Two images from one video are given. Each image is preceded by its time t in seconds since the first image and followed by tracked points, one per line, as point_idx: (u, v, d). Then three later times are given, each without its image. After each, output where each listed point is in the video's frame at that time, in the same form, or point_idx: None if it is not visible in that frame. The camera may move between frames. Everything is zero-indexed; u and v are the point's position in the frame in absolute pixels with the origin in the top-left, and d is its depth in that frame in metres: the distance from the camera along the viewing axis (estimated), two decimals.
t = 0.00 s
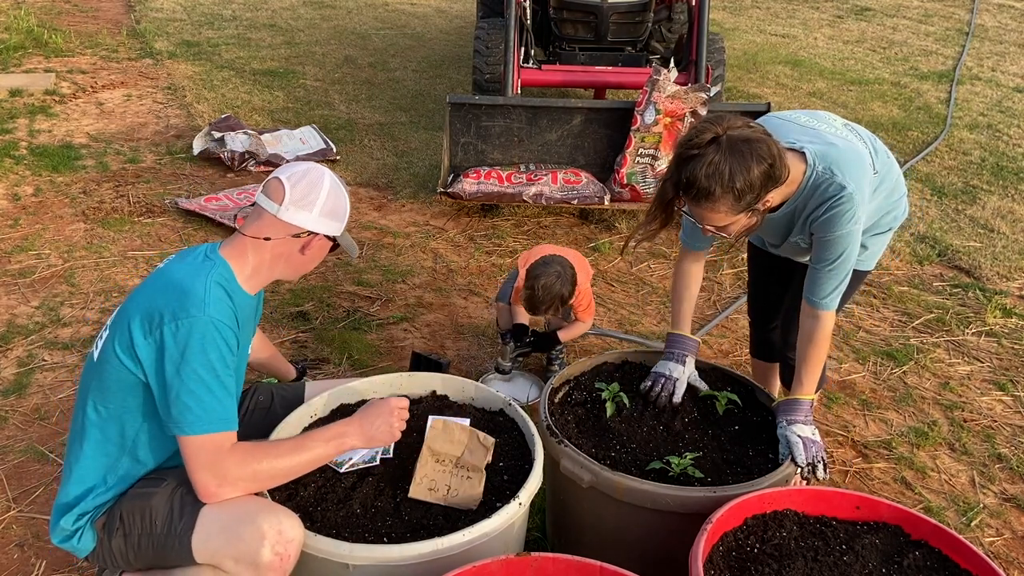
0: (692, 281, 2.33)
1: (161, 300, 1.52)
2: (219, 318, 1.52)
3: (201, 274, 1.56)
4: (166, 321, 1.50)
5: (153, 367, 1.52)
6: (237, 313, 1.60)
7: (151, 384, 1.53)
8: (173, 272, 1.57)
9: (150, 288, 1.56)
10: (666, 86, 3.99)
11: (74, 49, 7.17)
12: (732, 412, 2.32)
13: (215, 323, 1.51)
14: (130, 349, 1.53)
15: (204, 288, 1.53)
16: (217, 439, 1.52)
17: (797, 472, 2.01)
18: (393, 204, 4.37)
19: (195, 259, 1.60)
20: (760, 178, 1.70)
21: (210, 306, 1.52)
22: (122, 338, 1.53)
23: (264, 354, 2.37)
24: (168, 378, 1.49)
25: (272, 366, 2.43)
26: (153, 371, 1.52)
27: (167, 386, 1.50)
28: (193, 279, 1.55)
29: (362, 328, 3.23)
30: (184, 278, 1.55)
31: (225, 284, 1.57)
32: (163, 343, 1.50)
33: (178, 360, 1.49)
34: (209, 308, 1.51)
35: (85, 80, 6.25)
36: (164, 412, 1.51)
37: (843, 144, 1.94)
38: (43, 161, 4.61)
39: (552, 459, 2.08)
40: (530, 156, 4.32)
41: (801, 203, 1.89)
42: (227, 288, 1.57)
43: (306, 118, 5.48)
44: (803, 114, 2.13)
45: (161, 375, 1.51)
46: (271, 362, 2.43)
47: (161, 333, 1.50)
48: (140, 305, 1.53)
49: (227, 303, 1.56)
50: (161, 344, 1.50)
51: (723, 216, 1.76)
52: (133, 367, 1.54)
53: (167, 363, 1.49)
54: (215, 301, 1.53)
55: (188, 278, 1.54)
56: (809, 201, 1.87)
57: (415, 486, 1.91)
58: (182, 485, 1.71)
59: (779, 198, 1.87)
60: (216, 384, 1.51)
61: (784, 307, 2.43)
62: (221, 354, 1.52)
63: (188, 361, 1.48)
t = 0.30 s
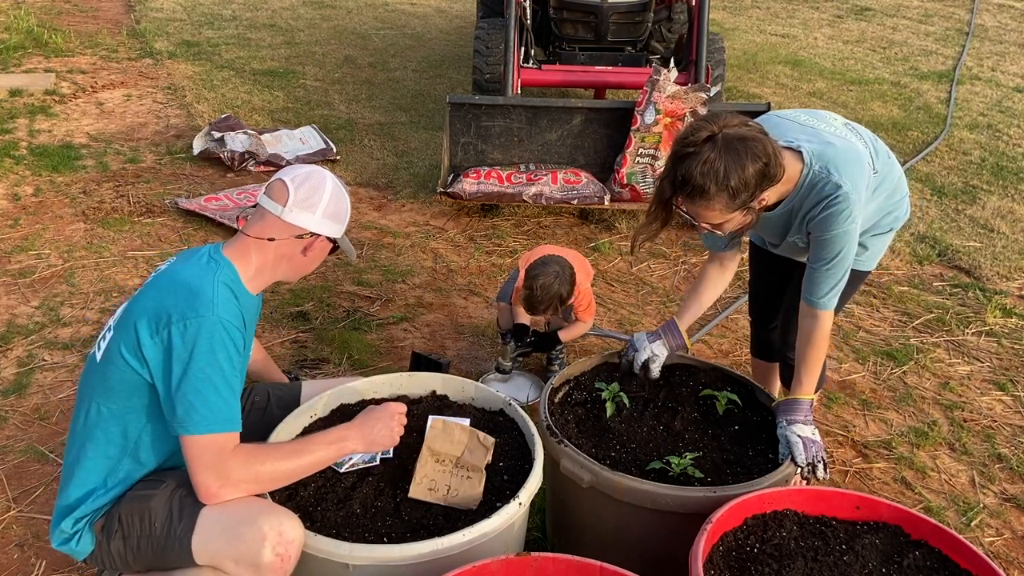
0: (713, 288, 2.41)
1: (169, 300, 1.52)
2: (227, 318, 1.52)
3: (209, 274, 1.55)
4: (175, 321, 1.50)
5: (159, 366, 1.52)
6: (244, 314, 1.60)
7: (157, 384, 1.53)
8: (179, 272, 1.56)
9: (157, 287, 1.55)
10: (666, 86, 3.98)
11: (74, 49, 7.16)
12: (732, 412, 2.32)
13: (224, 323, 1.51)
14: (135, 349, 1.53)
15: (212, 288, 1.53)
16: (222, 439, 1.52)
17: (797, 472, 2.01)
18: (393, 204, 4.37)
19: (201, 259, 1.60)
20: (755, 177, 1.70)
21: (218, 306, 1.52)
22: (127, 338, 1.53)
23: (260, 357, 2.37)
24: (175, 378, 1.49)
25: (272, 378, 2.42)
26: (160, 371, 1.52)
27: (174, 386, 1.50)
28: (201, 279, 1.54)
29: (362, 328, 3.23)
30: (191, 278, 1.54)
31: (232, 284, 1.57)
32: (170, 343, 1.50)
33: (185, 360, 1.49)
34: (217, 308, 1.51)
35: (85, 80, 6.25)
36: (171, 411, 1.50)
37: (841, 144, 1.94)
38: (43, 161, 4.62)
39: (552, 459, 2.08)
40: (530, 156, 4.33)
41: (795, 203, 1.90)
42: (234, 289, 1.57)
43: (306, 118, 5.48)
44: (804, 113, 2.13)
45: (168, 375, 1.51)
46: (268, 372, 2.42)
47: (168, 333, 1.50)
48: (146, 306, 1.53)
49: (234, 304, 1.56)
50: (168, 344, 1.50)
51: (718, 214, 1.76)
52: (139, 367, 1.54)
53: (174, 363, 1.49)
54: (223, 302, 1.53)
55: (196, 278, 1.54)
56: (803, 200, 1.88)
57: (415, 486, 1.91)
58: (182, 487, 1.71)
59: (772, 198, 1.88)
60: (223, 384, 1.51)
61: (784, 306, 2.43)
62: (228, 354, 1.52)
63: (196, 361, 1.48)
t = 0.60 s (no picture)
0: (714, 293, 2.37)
1: (169, 299, 1.52)
2: (226, 317, 1.52)
3: (209, 273, 1.55)
4: (174, 320, 1.50)
5: (158, 365, 1.52)
6: (243, 313, 1.60)
7: (156, 382, 1.53)
8: (179, 271, 1.56)
9: (157, 286, 1.55)
10: (666, 86, 3.98)
11: (74, 49, 7.16)
12: (732, 412, 2.32)
13: (223, 322, 1.51)
14: (135, 348, 1.53)
15: (212, 287, 1.53)
16: (220, 439, 1.52)
17: (797, 472, 2.01)
18: (393, 204, 4.37)
19: (200, 259, 1.60)
20: (755, 175, 1.70)
21: (218, 305, 1.52)
22: (127, 337, 1.53)
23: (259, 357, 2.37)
24: (173, 377, 1.49)
25: (273, 381, 2.43)
26: (158, 369, 1.52)
27: (172, 385, 1.49)
28: (201, 278, 1.54)
29: (362, 328, 3.23)
30: (191, 278, 1.54)
31: (232, 284, 1.57)
32: (169, 341, 1.49)
33: (185, 359, 1.49)
34: (216, 307, 1.51)
35: (85, 80, 6.25)
36: (169, 410, 1.50)
37: (843, 143, 1.94)
38: (42, 161, 4.62)
39: (552, 459, 2.08)
40: (530, 156, 4.33)
41: (794, 203, 1.90)
42: (234, 289, 1.57)
43: (306, 118, 5.48)
44: (807, 113, 2.13)
45: (167, 374, 1.51)
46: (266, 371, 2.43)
47: (167, 332, 1.50)
48: (146, 304, 1.53)
49: (234, 303, 1.56)
50: (167, 342, 1.50)
51: (717, 211, 1.76)
52: (138, 366, 1.54)
53: (173, 362, 1.49)
54: (223, 301, 1.53)
55: (196, 278, 1.54)
56: (802, 199, 1.88)
57: (415, 486, 1.90)
58: (182, 486, 1.71)
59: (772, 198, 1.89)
60: (223, 383, 1.51)
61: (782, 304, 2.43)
62: (228, 353, 1.52)
63: (195, 359, 1.48)
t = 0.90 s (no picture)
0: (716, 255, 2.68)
1: (171, 298, 1.52)
2: (228, 317, 1.52)
3: (210, 273, 1.55)
4: (175, 319, 1.50)
5: (159, 365, 1.52)
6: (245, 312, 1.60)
7: (157, 381, 1.53)
8: (180, 270, 1.56)
9: (158, 284, 1.55)
10: (666, 86, 3.98)
11: (74, 49, 7.16)
12: (732, 412, 2.32)
13: (225, 322, 1.52)
14: (136, 347, 1.53)
15: (214, 287, 1.53)
16: (221, 438, 1.52)
17: (797, 472, 2.01)
18: (393, 204, 4.37)
19: (201, 258, 1.59)
20: (758, 175, 1.71)
21: (220, 305, 1.52)
22: (127, 336, 1.53)
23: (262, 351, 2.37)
24: (175, 376, 1.49)
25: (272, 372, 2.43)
26: (159, 368, 1.52)
27: (173, 384, 1.49)
28: (202, 278, 1.54)
29: (362, 328, 3.23)
30: (193, 277, 1.54)
31: (233, 284, 1.57)
32: (170, 341, 1.49)
33: (186, 359, 1.49)
34: (218, 306, 1.52)
35: (84, 80, 6.25)
36: (170, 408, 1.50)
37: (848, 144, 1.94)
38: (42, 161, 4.62)
39: (552, 459, 2.08)
40: (530, 156, 4.33)
41: (799, 202, 1.91)
42: (235, 289, 1.57)
43: (306, 118, 5.48)
44: (813, 113, 2.13)
45: (167, 373, 1.51)
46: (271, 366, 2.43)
47: (168, 331, 1.50)
48: (146, 303, 1.53)
49: (235, 303, 1.56)
50: (169, 342, 1.50)
51: (721, 211, 1.76)
52: (139, 364, 1.54)
53: (174, 362, 1.49)
54: (224, 301, 1.53)
55: (198, 277, 1.54)
56: (806, 199, 1.88)
57: (415, 486, 1.90)
58: (182, 485, 1.71)
59: (776, 197, 1.89)
60: (224, 383, 1.51)
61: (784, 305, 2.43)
62: (229, 353, 1.52)
63: (196, 358, 1.48)
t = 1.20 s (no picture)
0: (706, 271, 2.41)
1: (172, 296, 1.52)
2: (229, 316, 1.53)
3: (211, 272, 1.56)
4: (176, 317, 1.50)
5: (159, 363, 1.52)
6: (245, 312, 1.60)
7: (156, 380, 1.53)
8: (181, 269, 1.57)
9: (159, 283, 1.56)
10: (666, 86, 3.98)
11: (74, 49, 7.16)
12: (732, 412, 2.32)
13: (226, 321, 1.52)
14: (136, 344, 1.53)
15: (215, 286, 1.54)
16: (221, 436, 1.52)
17: (797, 472, 2.01)
18: (393, 204, 4.37)
19: (202, 258, 1.60)
20: (753, 175, 1.70)
21: (221, 305, 1.52)
22: (128, 333, 1.53)
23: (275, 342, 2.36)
24: (175, 374, 1.49)
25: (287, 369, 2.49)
26: (159, 366, 1.52)
27: (174, 382, 1.49)
28: (203, 278, 1.55)
29: (362, 328, 3.23)
30: (194, 276, 1.55)
31: (234, 284, 1.57)
32: (171, 339, 1.49)
33: (186, 357, 1.49)
34: (219, 306, 1.52)
35: (85, 80, 6.25)
36: (170, 406, 1.50)
37: (846, 143, 1.94)
38: (42, 161, 4.62)
39: (552, 459, 2.08)
40: (530, 156, 4.33)
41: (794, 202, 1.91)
42: (236, 288, 1.58)
43: (306, 118, 5.48)
44: (814, 112, 2.12)
45: (168, 371, 1.51)
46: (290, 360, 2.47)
47: (169, 330, 1.50)
48: (147, 301, 1.53)
49: (236, 303, 1.56)
50: (168, 340, 1.50)
51: (716, 212, 1.76)
52: (139, 362, 1.54)
53: (174, 360, 1.49)
54: (225, 300, 1.53)
55: (199, 277, 1.55)
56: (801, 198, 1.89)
57: (415, 486, 1.90)
58: (182, 484, 1.71)
59: (771, 197, 1.90)
60: (223, 381, 1.51)
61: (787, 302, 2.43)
62: (229, 351, 1.52)
63: (197, 356, 1.49)
